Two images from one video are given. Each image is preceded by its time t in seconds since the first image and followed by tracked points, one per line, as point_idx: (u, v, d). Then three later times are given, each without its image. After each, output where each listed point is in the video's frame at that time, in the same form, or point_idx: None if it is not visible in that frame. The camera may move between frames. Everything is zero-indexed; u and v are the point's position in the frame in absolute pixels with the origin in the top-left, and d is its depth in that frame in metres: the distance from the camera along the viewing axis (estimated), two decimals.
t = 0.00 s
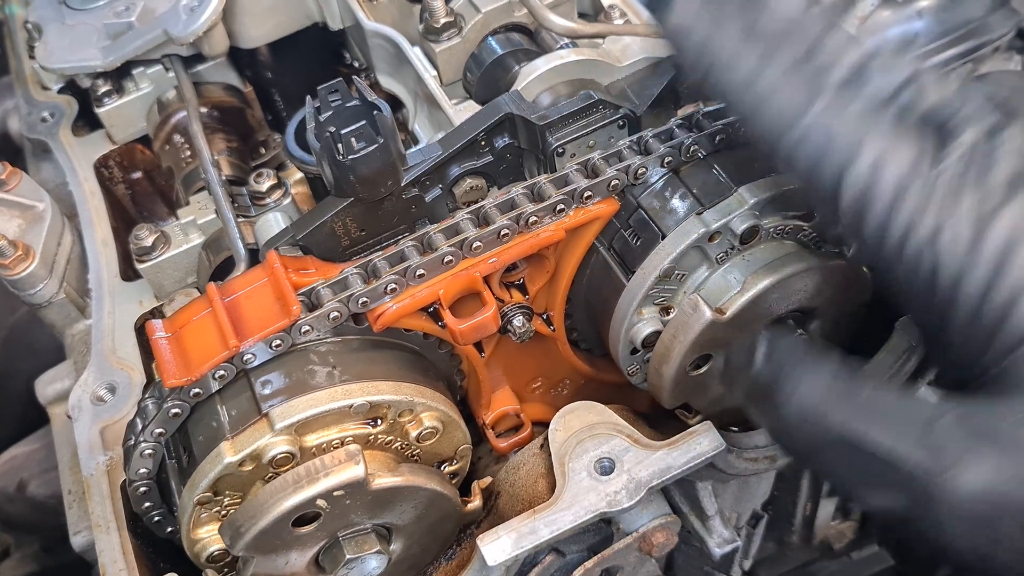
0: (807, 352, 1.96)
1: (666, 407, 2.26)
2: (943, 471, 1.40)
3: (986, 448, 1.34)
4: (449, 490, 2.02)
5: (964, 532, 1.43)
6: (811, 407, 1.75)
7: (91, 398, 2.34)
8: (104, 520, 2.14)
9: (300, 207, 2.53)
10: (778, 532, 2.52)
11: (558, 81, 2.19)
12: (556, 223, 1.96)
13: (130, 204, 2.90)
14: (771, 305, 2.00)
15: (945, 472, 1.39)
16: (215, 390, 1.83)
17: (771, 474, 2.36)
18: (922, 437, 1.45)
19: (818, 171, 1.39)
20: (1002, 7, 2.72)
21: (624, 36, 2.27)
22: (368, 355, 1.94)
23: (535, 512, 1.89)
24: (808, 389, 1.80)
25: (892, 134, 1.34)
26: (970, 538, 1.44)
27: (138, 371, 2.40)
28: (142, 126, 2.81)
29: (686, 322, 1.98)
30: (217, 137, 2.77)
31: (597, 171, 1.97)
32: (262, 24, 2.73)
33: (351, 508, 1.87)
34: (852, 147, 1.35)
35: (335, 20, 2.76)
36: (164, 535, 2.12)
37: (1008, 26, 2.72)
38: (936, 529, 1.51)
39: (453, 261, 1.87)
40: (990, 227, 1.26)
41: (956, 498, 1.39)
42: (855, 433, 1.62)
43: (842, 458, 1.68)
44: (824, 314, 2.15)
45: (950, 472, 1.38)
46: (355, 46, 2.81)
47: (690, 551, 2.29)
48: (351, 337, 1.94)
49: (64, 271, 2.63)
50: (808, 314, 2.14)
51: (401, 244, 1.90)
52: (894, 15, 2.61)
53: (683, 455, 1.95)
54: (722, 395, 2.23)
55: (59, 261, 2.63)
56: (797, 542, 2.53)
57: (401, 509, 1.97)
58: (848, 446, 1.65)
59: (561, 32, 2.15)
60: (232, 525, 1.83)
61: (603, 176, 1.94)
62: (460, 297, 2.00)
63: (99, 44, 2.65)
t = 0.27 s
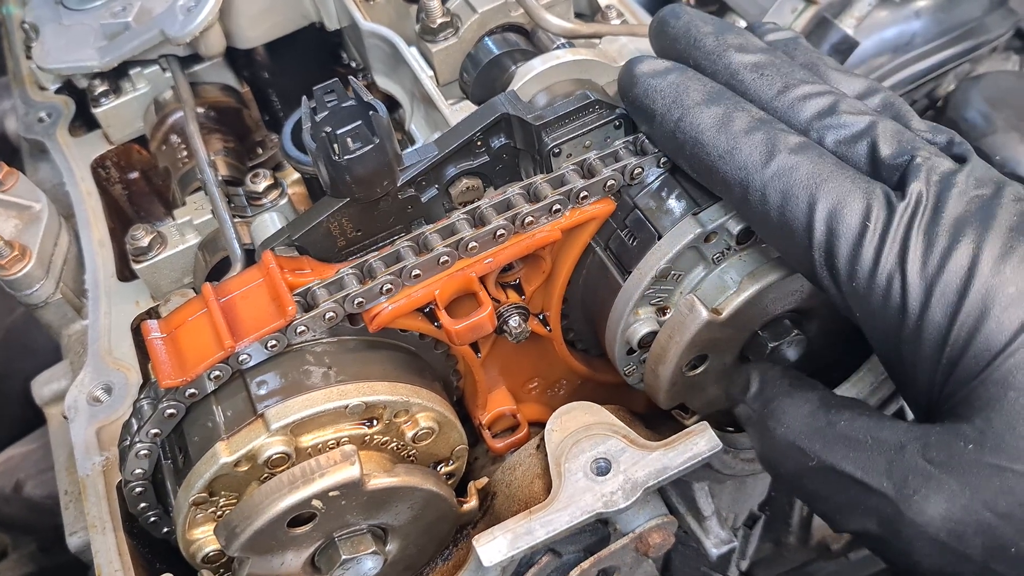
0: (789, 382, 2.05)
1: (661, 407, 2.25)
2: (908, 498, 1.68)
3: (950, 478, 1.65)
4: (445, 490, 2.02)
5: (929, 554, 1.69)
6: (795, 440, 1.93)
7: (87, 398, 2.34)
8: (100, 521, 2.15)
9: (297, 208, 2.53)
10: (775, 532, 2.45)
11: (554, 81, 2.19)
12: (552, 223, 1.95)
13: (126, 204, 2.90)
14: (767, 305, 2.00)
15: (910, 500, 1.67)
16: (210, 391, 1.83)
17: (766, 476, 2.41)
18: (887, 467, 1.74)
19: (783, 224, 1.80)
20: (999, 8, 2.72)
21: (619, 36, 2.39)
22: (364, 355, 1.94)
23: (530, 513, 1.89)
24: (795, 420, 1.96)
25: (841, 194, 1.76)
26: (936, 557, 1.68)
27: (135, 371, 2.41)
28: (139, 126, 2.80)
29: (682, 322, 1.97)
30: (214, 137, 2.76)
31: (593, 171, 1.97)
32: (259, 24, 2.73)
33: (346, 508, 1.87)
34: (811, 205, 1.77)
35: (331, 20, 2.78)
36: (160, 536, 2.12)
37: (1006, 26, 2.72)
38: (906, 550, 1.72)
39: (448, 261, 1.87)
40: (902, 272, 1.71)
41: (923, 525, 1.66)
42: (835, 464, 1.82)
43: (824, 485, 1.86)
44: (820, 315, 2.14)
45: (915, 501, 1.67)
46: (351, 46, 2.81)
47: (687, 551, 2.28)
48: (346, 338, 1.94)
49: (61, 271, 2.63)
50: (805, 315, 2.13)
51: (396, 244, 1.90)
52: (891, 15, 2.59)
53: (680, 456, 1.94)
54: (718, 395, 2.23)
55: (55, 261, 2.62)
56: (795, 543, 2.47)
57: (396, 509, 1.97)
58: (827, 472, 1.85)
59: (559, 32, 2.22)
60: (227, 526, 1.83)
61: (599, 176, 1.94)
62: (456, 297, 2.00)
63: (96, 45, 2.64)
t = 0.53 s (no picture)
0: (782, 392, 2.05)
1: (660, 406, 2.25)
2: (905, 505, 1.68)
3: (948, 484, 1.64)
4: (444, 489, 2.02)
5: (925, 562, 1.69)
6: (789, 448, 1.92)
7: (86, 397, 2.34)
8: (98, 519, 2.15)
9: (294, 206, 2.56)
10: (773, 531, 2.44)
11: (553, 80, 2.19)
12: (550, 221, 1.95)
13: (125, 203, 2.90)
14: (765, 303, 2.00)
15: (907, 508, 1.67)
16: (208, 389, 1.83)
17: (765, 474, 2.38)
18: (883, 475, 1.73)
19: (782, 228, 1.79)
20: (997, 7, 2.72)
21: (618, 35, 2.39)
22: (362, 353, 1.94)
23: (529, 512, 1.89)
24: (788, 428, 1.96)
25: (841, 200, 1.76)
26: (933, 566, 1.69)
27: (133, 370, 2.40)
28: (137, 125, 2.80)
29: (680, 321, 1.97)
30: (212, 136, 2.77)
31: (592, 170, 1.97)
32: (258, 23, 2.74)
33: (345, 506, 1.87)
34: (811, 209, 1.76)
35: (330, 19, 2.79)
36: (158, 534, 2.11)
37: (1005, 26, 2.72)
38: (903, 558, 1.72)
39: (447, 259, 1.87)
40: (899, 277, 1.71)
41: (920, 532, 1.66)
42: (829, 473, 1.82)
43: (818, 495, 1.86)
44: (818, 314, 2.14)
45: (913, 509, 1.66)
46: (350, 45, 2.80)
47: (686, 551, 2.25)
48: (345, 336, 1.94)
49: (59, 270, 2.63)
50: (803, 314, 2.13)
51: (395, 243, 1.90)
52: (891, 15, 2.59)
53: (678, 454, 1.94)
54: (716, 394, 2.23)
55: (53, 260, 2.62)
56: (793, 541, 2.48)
57: (395, 508, 1.97)
58: (822, 481, 1.84)
59: (557, 31, 2.22)
60: (225, 524, 1.83)
61: (597, 174, 1.94)
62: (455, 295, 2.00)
63: (94, 43, 2.64)
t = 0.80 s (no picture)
0: (793, 378, 1.94)
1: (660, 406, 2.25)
2: (932, 480, 1.64)
3: (975, 457, 1.62)
4: (444, 489, 2.02)
5: (954, 538, 1.66)
6: (808, 430, 1.84)
7: (86, 397, 2.34)
8: (98, 519, 2.14)
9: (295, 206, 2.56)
10: (773, 533, 2.46)
11: (553, 81, 2.19)
12: (551, 222, 1.95)
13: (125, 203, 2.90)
14: (765, 304, 2.00)
15: (935, 482, 1.63)
16: (209, 390, 1.83)
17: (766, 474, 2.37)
18: (907, 452, 1.68)
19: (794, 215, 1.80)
20: (996, 8, 2.73)
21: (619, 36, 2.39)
22: (363, 354, 1.94)
23: (529, 512, 1.89)
24: (805, 408, 1.87)
25: (855, 183, 1.77)
26: (961, 541, 1.66)
27: (134, 370, 2.40)
28: (137, 125, 2.80)
29: (680, 321, 1.97)
30: (213, 137, 2.77)
31: (592, 170, 1.97)
32: (258, 23, 2.74)
33: (345, 507, 1.87)
34: (823, 193, 1.77)
35: (331, 19, 2.80)
36: (158, 535, 2.12)
37: (1004, 27, 2.72)
38: (932, 536, 1.69)
39: (447, 260, 1.87)
40: (917, 254, 1.73)
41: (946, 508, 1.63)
42: (850, 452, 1.76)
43: (839, 477, 1.79)
44: (819, 314, 2.14)
45: (940, 483, 1.63)
46: (350, 45, 2.81)
47: (686, 551, 2.28)
48: (345, 336, 1.94)
49: (59, 270, 2.63)
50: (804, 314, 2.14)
51: (395, 243, 1.90)
52: (890, 16, 2.61)
53: (678, 455, 1.95)
54: (716, 394, 2.23)
55: (54, 260, 2.62)
56: (793, 542, 2.47)
57: (395, 508, 1.97)
58: (843, 461, 1.78)
59: (557, 32, 2.22)
60: (226, 524, 1.83)
61: (598, 175, 1.94)
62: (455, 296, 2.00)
63: (95, 44, 2.64)
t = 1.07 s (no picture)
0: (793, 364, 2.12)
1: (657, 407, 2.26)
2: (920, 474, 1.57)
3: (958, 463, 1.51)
4: (440, 489, 2.02)
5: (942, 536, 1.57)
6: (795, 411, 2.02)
7: (83, 397, 2.34)
8: (94, 519, 2.14)
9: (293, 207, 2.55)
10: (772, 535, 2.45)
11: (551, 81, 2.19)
12: (547, 223, 1.96)
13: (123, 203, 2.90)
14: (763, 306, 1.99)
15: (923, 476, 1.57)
16: (205, 390, 1.83)
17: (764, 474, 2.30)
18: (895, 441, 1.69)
19: (763, 260, 1.44)
20: (994, 9, 2.74)
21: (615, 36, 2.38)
22: (360, 355, 1.94)
23: (525, 513, 1.90)
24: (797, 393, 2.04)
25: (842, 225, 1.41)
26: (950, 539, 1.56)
27: (130, 370, 2.40)
28: (135, 125, 2.80)
29: (677, 323, 1.98)
30: (210, 137, 2.76)
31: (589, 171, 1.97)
32: (256, 23, 2.74)
33: (342, 507, 1.88)
34: (800, 245, 1.41)
35: (328, 20, 2.79)
36: (155, 534, 2.12)
37: (1001, 29, 2.69)
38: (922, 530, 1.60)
39: (444, 260, 1.87)
40: (927, 300, 1.38)
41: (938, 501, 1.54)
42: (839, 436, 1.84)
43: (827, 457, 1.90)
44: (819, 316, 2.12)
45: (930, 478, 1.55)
46: (348, 45, 2.82)
47: (683, 552, 2.31)
48: (340, 337, 1.94)
49: (57, 270, 2.63)
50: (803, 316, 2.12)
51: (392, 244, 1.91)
52: (888, 16, 2.63)
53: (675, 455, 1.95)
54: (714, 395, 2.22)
55: (51, 260, 2.62)
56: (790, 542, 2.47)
57: (392, 508, 1.97)
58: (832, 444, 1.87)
59: (554, 32, 2.22)
60: (222, 524, 1.83)
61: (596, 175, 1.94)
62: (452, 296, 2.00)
63: (92, 44, 2.65)
